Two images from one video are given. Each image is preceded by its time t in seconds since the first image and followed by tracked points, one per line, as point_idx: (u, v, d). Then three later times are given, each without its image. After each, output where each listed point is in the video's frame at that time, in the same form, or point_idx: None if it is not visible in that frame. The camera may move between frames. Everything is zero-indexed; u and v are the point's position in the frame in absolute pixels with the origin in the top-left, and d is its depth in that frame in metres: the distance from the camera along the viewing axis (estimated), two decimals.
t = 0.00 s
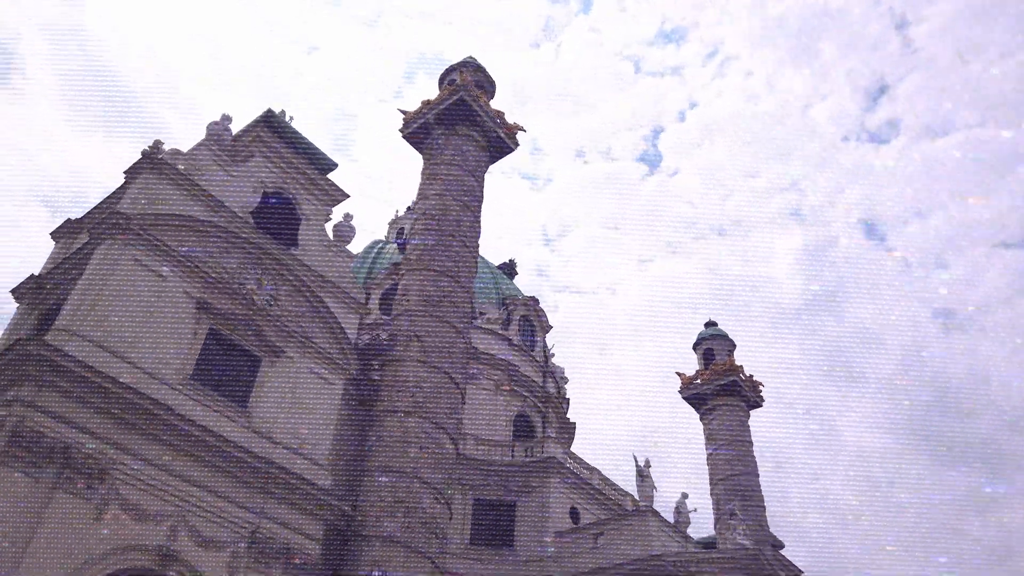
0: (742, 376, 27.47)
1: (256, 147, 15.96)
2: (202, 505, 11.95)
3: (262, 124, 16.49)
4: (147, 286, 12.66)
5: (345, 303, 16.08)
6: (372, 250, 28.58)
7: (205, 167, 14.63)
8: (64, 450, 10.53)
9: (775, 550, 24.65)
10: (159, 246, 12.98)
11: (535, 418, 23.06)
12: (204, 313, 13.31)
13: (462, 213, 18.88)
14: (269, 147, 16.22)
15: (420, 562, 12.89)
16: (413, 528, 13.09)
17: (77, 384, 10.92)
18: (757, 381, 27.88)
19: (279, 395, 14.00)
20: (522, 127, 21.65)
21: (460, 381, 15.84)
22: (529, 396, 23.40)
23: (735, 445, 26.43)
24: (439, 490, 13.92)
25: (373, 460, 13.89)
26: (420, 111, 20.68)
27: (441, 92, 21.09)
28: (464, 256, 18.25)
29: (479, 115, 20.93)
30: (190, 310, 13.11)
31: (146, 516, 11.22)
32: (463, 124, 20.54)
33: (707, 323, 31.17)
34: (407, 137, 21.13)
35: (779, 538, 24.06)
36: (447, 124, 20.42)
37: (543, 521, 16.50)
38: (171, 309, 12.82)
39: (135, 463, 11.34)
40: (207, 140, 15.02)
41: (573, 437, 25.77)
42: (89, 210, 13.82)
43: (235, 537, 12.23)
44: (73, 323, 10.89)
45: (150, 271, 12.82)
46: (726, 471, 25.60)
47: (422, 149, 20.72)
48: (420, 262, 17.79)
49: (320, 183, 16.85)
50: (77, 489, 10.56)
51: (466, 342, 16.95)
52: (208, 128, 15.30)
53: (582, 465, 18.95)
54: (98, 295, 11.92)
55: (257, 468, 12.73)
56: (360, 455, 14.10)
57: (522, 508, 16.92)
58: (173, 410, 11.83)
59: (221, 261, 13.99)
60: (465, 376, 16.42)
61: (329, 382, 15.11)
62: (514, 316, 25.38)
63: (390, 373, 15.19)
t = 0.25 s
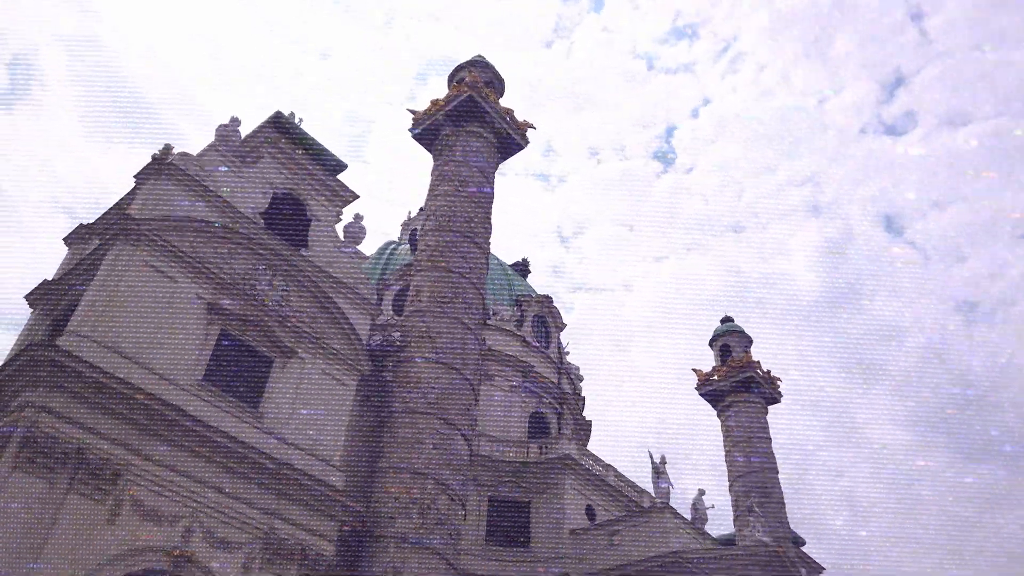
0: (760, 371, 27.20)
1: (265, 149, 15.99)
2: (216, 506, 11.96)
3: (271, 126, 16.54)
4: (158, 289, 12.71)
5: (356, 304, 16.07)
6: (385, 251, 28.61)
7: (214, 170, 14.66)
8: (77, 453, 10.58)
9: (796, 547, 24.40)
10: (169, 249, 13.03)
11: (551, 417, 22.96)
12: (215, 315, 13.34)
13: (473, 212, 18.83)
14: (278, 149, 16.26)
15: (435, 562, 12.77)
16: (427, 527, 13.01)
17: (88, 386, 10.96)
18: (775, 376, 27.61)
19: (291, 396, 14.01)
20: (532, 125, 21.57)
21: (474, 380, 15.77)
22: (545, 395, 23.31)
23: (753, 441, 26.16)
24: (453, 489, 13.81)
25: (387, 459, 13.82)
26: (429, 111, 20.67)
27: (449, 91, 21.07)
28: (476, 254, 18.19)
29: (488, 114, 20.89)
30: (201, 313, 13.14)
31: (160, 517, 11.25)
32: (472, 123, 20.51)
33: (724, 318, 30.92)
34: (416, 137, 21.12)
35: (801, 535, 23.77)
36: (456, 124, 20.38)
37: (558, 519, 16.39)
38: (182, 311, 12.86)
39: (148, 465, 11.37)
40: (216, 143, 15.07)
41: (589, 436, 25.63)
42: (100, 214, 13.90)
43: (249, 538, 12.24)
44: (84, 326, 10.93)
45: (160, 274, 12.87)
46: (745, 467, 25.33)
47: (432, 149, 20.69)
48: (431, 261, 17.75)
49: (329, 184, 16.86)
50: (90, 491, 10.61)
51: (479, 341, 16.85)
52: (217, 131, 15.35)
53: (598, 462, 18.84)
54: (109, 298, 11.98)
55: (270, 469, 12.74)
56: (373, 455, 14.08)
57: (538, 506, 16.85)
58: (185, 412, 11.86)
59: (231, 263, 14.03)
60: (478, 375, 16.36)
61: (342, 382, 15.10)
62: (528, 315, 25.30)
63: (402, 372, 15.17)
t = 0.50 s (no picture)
0: (783, 364, 26.89)
1: (278, 150, 16.03)
2: (236, 505, 11.98)
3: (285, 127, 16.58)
4: (174, 291, 12.77)
5: (373, 302, 16.07)
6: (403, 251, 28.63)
7: (229, 171, 14.72)
8: (96, 453, 10.65)
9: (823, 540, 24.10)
10: (185, 251, 13.10)
11: (571, 414, 22.84)
12: (232, 315, 13.39)
13: (487, 209, 18.78)
14: (291, 149, 16.29)
15: (456, 558, 12.83)
16: (447, 524, 13.07)
17: (106, 388, 11.03)
18: (799, 368, 27.28)
19: (309, 395, 14.03)
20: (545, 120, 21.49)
21: (491, 376, 15.75)
22: (565, 392, 23.20)
23: (778, 435, 25.85)
24: (471, 485, 13.87)
25: (406, 457, 13.89)
26: (442, 109, 20.65)
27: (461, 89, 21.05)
28: (491, 251, 18.14)
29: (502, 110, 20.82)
30: (218, 313, 13.20)
31: (181, 517, 11.29)
32: (486, 119, 20.46)
33: (745, 311, 30.61)
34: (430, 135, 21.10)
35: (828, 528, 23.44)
36: (469, 121, 20.35)
37: (580, 515, 16.28)
38: (198, 312, 12.92)
39: (168, 465, 11.42)
40: (230, 145, 15.13)
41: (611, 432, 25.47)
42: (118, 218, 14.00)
43: (270, 537, 12.25)
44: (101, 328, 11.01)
45: (177, 275, 12.93)
46: (769, 461, 25.03)
47: (446, 146, 20.67)
48: (447, 258, 17.72)
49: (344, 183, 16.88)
50: (110, 492, 10.67)
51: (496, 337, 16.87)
52: (230, 133, 15.42)
53: (619, 458, 18.69)
54: (127, 301, 12.06)
55: (289, 467, 12.74)
56: (393, 453, 14.08)
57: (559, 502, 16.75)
58: (204, 412, 11.89)
59: (247, 263, 14.07)
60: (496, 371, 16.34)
61: (360, 380, 15.10)
62: (547, 312, 25.20)
63: (420, 370, 15.17)
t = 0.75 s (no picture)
0: (803, 357, 26.55)
1: (289, 149, 16.03)
2: (251, 506, 11.98)
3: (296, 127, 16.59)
4: (187, 292, 12.80)
5: (386, 300, 16.03)
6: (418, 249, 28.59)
7: (241, 172, 14.71)
8: (112, 455, 10.68)
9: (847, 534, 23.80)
10: (197, 252, 13.12)
11: (589, 410, 22.72)
12: (245, 316, 13.40)
13: (499, 205, 18.72)
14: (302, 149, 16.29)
15: (473, 556, 12.85)
16: (463, 522, 13.09)
17: (121, 390, 11.06)
18: (819, 361, 26.90)
19: (324, 394, 14.02)
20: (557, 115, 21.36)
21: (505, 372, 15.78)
22: (582, 389, 23.09)
23: (799, 429, 25.51)
24: (488, 483, 13.85)
25: (422, 455, 13.90)
26: (453, 106, 20.59)
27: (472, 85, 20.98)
28: (504, 247, 18.08)
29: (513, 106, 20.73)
30: (231, 314, 13.21)
31: (196, 518, 11.30)
32: (497, 116, 20.38)
33: (763, 304, 30.27)
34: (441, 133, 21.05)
35: (851, 523, 23.11)
36: (480, 118, 20.27)
37: (598, 512, 16.15)
38: (212, 313, 12.94)
39: (183, 465, 11.44)
40: (241, 145, 15.14)
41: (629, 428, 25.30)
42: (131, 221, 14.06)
43: (286, 537, 12.25)
44: (114, 331, 11.04)
45: (190, 277, 12.96)
46: (790, 455, 24.73)
47: (457, 144, 20.60)
48: (460, 255, 17.67)
49: (355, 182, 16.85)
50: (125, 493, 10.69)
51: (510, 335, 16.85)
52: (241, 134, 15.43)
53: (637, 454, 18.54)
54: (140, 303, 12.09)
55: (304, 467, 12.73)
56: (409, 452, 14.10)
57: (577, 498, 16.64)
58: (218, 412, 11.89)
59: (259, 264, 14.08)
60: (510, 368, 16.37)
61: (374, 379, 15.09)
62: (562, 309, 25.07)
63: (435, 367, 15.17)
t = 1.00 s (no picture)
0: (816, 351, 26.24)
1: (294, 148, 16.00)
2: (258, 504, 11.94)
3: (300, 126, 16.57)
4: (191, 291, 12.78)
5: (392, 298, 15.98)
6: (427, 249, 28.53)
7: (245, 171, 14.69)
8: (116, 454, 10.67)
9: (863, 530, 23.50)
10: (201, 251, 13.10)
11: (600, 407, 22.58)
12: (250, 314, 13.37)
13: (505, 201, 18.63)
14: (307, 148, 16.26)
15: (481, 553, 12.80)
16: (471, 519, 13.03)
17: (125, 389, 11.05)
18: (833, 355, 26.58)
19: (331, 392, 13.97)
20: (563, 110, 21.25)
21: (512, 369, 15.72)
22: (593, 386, 22.96)
23: (813, 423, 25.22)
24: (496, 480, 13.81)
25: (429, 452, 13.86)
26: (459, 103, 20.53)
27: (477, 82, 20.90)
28: (510, 244, 18.02)
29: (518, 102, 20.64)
30: (236, 313, 13.19)
31: (202, 516, 11.27)
32: (502, 112, 20.29)
33: (776, 298, 29.97)
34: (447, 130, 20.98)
35: (868, 518, 22.82)
36: (486, 114, 20.20)
37: (609, 508, 16.02)
38: (216, 312, 12.92)
39: (188, 464, 11.42)
40: (245, 145, 15.13)
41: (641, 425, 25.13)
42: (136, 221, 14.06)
43: (293, 535, 12.20)
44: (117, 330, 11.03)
45: (194, 276, 12.94)
46: (805, 450, 24.46)
47: (463, 141, 20.52)
48: (466, 252, 17.60)
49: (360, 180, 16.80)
50: (131, 492, 10.68)
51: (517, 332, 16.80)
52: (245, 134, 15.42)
53: (648, 450, 18.39)
54: (144, 302, 12.08)
55: (311, 465, 12.68)
56: (417, 450, 14.06)
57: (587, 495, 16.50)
58: (223, 411, 11.86)
59: (264, 262, 14.06)
60: (517, 365, 16.28)
61: (381, 376, 15.04)
62: (572, 305, 24.93)
63: (441, 365, 15.14)
